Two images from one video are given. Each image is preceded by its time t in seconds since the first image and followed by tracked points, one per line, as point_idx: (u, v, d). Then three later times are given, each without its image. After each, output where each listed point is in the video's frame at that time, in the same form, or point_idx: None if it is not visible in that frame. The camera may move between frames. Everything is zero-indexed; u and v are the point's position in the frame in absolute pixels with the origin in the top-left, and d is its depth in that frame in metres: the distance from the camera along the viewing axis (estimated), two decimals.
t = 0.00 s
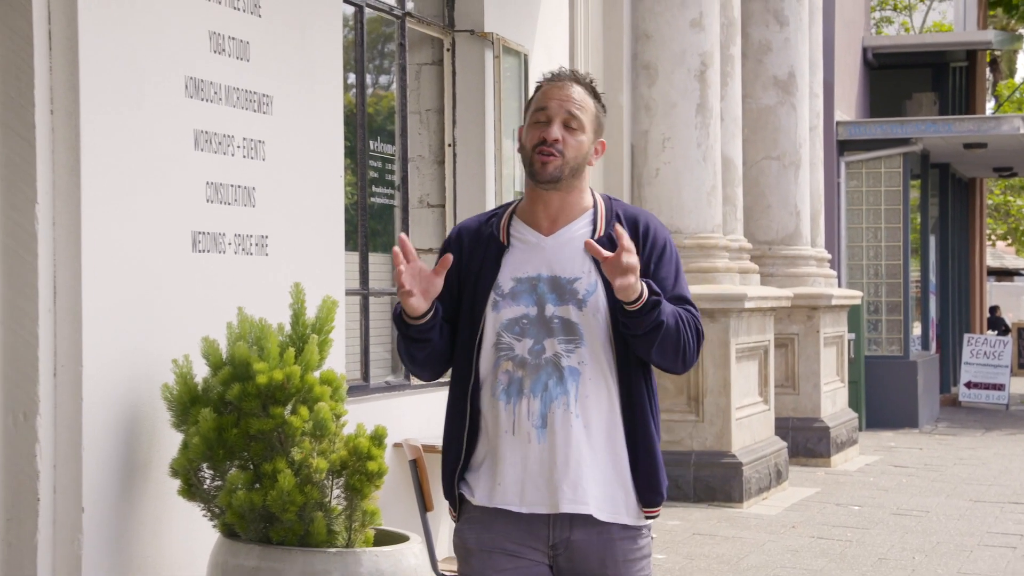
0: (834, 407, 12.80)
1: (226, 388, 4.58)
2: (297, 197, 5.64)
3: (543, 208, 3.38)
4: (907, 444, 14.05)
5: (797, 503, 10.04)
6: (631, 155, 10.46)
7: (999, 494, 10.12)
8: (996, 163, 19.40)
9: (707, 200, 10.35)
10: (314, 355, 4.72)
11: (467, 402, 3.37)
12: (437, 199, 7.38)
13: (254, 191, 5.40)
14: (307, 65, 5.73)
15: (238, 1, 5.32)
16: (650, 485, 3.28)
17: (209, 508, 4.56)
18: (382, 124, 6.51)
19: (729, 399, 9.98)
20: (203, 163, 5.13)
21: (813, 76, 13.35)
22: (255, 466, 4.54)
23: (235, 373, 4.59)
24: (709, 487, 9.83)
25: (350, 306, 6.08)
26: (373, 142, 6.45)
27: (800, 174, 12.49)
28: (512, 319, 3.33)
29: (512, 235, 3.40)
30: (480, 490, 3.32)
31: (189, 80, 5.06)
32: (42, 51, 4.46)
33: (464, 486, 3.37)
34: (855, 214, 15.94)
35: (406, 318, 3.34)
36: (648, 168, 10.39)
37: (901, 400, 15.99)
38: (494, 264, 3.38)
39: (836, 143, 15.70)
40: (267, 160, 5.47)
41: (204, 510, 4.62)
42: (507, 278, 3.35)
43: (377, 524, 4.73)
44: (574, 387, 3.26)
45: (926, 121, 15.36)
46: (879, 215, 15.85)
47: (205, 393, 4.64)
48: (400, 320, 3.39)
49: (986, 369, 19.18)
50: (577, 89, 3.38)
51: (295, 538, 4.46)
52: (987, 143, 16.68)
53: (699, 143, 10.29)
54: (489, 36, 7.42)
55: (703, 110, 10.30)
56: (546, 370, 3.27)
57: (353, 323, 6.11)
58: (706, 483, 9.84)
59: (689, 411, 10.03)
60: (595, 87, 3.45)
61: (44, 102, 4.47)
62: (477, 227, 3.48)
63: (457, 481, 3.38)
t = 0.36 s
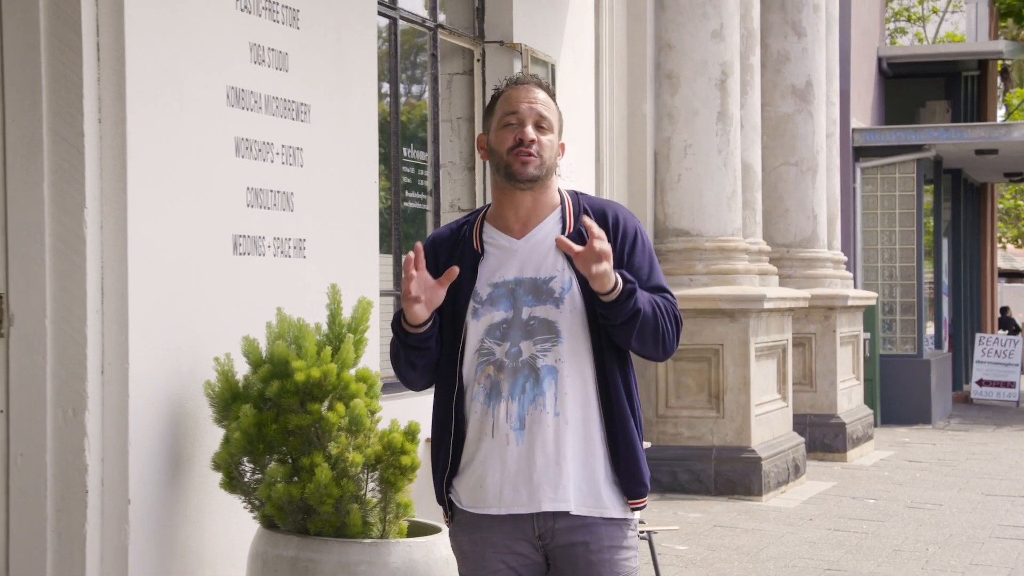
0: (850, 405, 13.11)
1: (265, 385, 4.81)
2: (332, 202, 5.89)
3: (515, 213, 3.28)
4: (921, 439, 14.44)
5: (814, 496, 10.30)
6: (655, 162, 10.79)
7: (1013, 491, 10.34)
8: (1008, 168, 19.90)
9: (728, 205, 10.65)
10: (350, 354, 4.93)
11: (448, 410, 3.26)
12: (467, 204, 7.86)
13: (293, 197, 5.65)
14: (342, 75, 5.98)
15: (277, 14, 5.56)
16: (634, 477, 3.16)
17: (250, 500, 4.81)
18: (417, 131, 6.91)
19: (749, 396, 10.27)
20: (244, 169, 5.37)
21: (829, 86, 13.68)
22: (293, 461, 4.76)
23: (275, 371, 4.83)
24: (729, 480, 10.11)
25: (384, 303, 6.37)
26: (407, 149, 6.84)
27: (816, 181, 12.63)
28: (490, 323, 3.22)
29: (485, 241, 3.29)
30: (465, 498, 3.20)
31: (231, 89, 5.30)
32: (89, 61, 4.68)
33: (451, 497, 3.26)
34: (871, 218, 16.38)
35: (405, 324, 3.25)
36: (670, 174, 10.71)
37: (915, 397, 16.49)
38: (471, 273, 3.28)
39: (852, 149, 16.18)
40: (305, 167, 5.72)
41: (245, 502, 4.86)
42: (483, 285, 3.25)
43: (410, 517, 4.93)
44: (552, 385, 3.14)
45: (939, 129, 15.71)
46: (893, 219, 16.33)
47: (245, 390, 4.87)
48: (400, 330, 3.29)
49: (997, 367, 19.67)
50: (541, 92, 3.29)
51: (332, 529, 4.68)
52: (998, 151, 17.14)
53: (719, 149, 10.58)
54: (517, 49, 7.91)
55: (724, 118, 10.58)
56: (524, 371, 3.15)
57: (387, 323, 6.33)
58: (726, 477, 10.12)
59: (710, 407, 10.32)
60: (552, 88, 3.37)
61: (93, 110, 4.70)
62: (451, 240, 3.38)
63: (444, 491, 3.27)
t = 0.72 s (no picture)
0: (863, 401, 13.68)
1: (304, 383, 5.06)
2: (367, 207, 6.16)
3: (533, 219, 3.43)
4: (932, 435, 14.99)
5: (830, 490, 10.71)
6: (676, 168, 11.14)
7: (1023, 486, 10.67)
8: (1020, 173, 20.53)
9: (746, 210, 11.04)
10: (385, 353, 5.15)
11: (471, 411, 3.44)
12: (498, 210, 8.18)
13: (329, 202, 5.91)
14: (377, 86, 6.26)
15: (316, 28, 5.84)
16: (645, 476, 3.29)
17: (289, 492, 5.06)
18: (446, 139, 7.14)
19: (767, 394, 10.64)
20: (284, 176, 5.62)
21: (842, 95, 14.12)
22: (329, 455, 5.00)
23: (313, 369, 5.08)
24: (747, 474, 10.48)
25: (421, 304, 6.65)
26: (439, 156, 7.06)
27: (833, 187, 13.30)
28: (508, 327, 3.39)
29: (505, 246, 3.47)
30: (487, 497, 3.37)
31: (270, 99, 5.55)
32: (135, 74, 4.92)
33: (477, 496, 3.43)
34: (884, 222, 17.07)
35: (440, 324, 3.43)
36: (690, 180, 11.09)
37: (927, 394, 17.23)
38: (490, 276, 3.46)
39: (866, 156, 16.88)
40: (342, 174, 5.99)
41: (284, 495, 5.11)
42: (502, 289, 3.43)
43: (442, 508, 5.15)
44: (564, 387, 3.30)
45: (949, 136, 16.28)
46: (905, 223, 16.99)
47: (284, 387, 5.12)
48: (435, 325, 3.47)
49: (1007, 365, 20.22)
50: (555, 100, 3.39)
51: (367, 520, 4.91)
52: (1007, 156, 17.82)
53: (738, 155, 10.95)
54: (546, 59, 8.27)
55: (743, 126, 10.93)
56: (538, 374, 3.32)
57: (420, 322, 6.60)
58: (744, 470, 10.50)
59: (728, 403, 10.71)
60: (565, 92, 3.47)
61: (139, 120, 4.94)
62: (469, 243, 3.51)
63: (471, 490, 3.45)
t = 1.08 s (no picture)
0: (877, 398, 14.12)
1: (341, 379, 5.32)
2: (400, 210, 6.43)
3: (588, 217, 3.45)
4: (944, 431, 15.39)
5: (846, 483, 11.01)
6: (698, 174, 11.54)
7: None
8: None
9: (765, 214, 11.47)
10: (419, 351, 5.40)
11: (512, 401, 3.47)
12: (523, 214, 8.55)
13: (366, 207, 6.18)
14: (410, 96, 6.55)
15: (352, 40, 6.11)
16: (682, 485, 3.30)
17: (327, 485, 5.31)
18: (478, 148, 7.47)
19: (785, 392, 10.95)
20: (323, 182, 5.89)
21: (857, 104, 14.56)
22: (366, 449, 5.25)
23: (350, 367, 5.33)
24: (766, 468, 10.81)
25: (451, 305, 6.96)
26: (471, 163, 7.38)
27: (848, 194, 13.79)
28: (553, 322, 3.41)
29: (558, 243, 3.49)
30: (521, 488, 3.41)
31: (310, 109, 5.81)
32: (181, 85, 5.18)
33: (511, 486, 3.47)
34: (898, 226, 17.65)
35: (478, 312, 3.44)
36: (712, 185, 11.49)
37: (939, 392, 17.57)
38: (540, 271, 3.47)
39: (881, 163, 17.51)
40: (377, 180, 6.26)
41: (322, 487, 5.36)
42: (551, 284, 3.45)
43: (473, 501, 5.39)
44: (605, 387, 3.33)
45: (962, 143, 16.85)
46: (918, 227, 17.56)
47: (323, 384, 5.37)
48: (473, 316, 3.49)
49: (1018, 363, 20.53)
50: (607, 98, 3.45)
51: (401, 512, 5.16)
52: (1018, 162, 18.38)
53: (757, 162, 11.41)
54: (571, 70, 8.84)
55: (762, 133, 11.39)
56: (580, 370, 3.35)
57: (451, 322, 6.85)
58: (764, 465, 10.82)
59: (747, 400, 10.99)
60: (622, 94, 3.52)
61: (185, 129, 5.20)
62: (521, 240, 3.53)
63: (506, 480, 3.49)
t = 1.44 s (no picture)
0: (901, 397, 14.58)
1: (387, 379, 5.59)
2: (443, 217, 6.71)
3: (641, 222, 3.66)
4: (965, 429, 15.86)
5: (871, 479, 11.33)
6: (727, 182, 12.05)
7: None
8: None
9: (792, 220, 11.89)
10: (460, 352, 5.64)
11: (557, 396, 3.70)
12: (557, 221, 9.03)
13: (410, 214, 6.46)
14: (452, 108, 6.84)
15: (398, 55, 6.39)
16: (722, 487, 3.50)
17: (374, 479, 5.59)
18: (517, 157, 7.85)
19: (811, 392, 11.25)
20: (369, 189, 6.17)
21: (880, 114, 15.12)
22: (411, 445, 5.52)
23: (395, 366, 5.62)
24: (793, 465, 11.13)
25: (491, 308, 7.25)
26: (508, 171, 7.70)
27: (872, 200, 14.39)
28: (598, 322, 3.64)
29: (609, 244, 3.71)
30: (563, 481, 3.64)
31: (357, 121, 6.10)
32: (234, 95, 5.45)
33: (553, 477, 3.70)
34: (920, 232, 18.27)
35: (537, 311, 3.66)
36: (740, 193, 11.97)
37: (960, 391, 18.12)
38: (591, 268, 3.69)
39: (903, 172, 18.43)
40: (421, 188, 6.54)
41: (370, 481, 5.64)
42: (600, 284, 3.67)
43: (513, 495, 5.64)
44: (649, 389, 3.54)
45: (981, 152, 17.61)
46: (940, 232, 18.15)
47: (369, 383, 5.64)
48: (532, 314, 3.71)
49: None
50: (668, 109, 3.62)
51: (445, 505, 5.42)
52: None
53: (784, 170, 11.84)
54: (605, 84, 9.28)
55: (789, 143, 11.85)
56: (626, 372, 3.56)
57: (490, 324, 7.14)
58: (791, 462, 11.14)
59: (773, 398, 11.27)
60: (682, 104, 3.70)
61: (239, 140, 5.47)
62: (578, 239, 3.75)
63: (548, 471, 3.72)
